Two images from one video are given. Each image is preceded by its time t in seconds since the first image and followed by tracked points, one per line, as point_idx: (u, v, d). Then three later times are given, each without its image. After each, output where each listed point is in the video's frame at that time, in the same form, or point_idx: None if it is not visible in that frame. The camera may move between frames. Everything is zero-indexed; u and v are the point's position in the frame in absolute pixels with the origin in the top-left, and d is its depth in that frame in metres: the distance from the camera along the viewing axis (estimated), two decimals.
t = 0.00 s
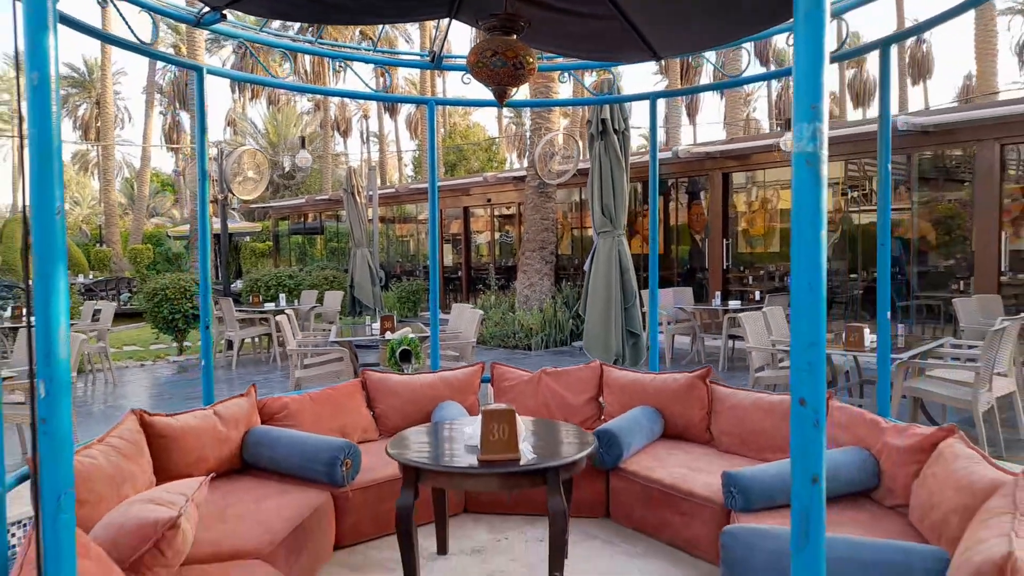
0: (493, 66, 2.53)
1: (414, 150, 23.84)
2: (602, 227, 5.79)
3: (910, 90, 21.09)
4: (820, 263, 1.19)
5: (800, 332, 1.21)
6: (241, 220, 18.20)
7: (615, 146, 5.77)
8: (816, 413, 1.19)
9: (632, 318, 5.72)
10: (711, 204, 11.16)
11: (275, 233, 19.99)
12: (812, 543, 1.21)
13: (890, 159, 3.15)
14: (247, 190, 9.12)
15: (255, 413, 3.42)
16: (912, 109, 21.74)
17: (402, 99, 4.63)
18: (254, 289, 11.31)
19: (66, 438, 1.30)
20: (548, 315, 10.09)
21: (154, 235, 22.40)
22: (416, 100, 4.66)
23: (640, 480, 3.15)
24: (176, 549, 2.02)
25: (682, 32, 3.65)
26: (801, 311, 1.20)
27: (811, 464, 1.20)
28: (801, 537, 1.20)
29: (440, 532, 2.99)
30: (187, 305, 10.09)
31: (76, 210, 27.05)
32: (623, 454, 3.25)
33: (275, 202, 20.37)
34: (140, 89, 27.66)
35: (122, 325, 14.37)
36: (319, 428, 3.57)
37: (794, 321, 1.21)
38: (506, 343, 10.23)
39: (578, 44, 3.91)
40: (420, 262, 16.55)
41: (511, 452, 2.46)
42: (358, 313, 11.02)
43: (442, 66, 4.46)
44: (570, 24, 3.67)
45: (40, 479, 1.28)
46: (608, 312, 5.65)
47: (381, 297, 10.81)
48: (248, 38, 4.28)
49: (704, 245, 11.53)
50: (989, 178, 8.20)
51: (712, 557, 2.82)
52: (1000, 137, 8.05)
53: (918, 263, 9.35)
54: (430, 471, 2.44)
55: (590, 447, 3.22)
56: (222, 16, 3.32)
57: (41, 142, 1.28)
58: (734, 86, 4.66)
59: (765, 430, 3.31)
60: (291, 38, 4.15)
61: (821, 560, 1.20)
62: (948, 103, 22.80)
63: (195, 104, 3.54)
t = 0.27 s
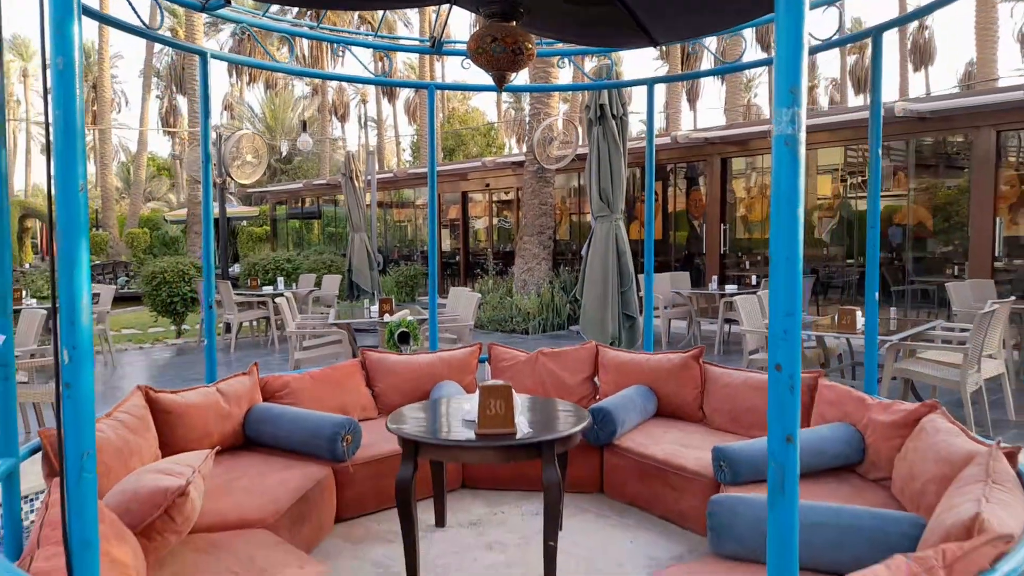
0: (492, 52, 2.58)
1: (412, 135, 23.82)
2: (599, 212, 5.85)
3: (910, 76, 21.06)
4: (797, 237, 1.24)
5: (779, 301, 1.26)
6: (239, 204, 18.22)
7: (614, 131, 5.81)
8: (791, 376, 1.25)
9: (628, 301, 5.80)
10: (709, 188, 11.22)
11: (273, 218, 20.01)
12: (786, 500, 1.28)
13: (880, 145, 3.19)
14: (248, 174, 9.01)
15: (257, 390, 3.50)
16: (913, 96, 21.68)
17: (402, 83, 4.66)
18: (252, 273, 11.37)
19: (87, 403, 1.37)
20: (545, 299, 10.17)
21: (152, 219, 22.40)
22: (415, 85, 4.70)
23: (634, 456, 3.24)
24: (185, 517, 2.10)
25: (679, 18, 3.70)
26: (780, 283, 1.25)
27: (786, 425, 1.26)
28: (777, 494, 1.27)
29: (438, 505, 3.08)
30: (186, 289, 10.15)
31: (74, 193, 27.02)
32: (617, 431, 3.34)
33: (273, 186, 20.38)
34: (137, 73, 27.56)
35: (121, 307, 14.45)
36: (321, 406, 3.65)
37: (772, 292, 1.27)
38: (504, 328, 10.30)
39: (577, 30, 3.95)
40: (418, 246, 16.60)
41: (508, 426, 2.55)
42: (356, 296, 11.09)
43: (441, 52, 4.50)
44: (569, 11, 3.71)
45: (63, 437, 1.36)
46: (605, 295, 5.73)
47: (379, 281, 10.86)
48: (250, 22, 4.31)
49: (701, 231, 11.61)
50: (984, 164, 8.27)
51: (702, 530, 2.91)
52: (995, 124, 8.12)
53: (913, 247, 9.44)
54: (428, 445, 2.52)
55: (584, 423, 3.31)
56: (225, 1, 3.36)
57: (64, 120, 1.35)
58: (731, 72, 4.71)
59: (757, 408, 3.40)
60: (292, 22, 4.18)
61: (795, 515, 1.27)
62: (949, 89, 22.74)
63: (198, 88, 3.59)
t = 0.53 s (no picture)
0: (490, 44, 2.67)
1: (410, 126, 23.84)
2: (596, 201, 5.94)
3: (909, 66, 21.09)
4: (772, 221, 1.31)
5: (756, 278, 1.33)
6: (238, 196, 18.28)
7: (610, 122, 5.88)
8: (766, 348, 1.34)
9: (625, 288, 5.91)
10: (705, 179, 11.23)
11: (272, 209, 20.08)
12: (763, 464, 1.36)
13: (868, 135, 3.26)
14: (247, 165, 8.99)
15: (262, 374, 3.60)
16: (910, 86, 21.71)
17: (400, 74, 4.73)
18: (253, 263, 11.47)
19: (111, 376, 1.44)
20: (543, 289, 10.26)
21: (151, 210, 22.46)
22: (414, 76, 4.77)
23: (627, 437, 3.34)
24: (198, 490, 2.20)
25: (673, 11, 3.78)
26: (757, 260, 1.33)
27: (762, 394, 1.35)
28: (754, 458, 1.36)
29: (438, 484, 3.18)
30: (188, 279, 10.26)
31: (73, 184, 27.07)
32: (612, 413, 3.43)
33: (271, 178, 20.44)
34: (134, 64, 27.55)
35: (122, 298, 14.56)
36: (324, 390, 3.75)
37: (750, 270, 1.34)
38: (503, 317, 10.39)
39: (573, 22, 4.03)
40: (417, 237, 16.68)
41: (506, 406, 2.65)
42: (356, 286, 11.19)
43: (439, 43, 4.56)
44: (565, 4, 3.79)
45: (90, 409, 1.43)
46: (602, 284, 5.84)
47: (378, 271, 10.94)
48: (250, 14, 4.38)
49: (698, 221, 11.70)
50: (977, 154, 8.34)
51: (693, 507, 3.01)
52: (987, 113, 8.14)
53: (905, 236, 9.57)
54: (429, 424, 2.63)
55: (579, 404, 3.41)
56: None
57: (88, 109, 1.42)
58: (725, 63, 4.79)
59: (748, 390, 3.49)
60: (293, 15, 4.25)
61: (771, 479, 1.35)
62: (946, 79, 22.76)
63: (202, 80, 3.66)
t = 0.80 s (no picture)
0: (493, 33, 2.75)
1: (411, 113, 23.87)
2: (596, 187, 6.03)
3: (911, 54, 21.04)
4: (756, 198, 1.40)
5: (740, 252, 1.42)
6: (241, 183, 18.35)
7: (610, 110, 5.95)
8: (749, 317, 1.41)
9: (624, 274, 6.03)
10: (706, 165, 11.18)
11: (275, 196, 20.17)
12: (745, 427, 1.44)
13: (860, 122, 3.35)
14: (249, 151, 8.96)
15: (270, 354, 3.71)
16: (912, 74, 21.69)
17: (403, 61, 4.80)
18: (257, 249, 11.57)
19: (138, 343, 1.53)
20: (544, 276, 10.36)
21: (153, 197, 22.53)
22: (416, 63, 4.84)
23: (624, 415, 3.45)
24: (213, 459, 2.31)
25: None
26: (741, 234, 1.42)
27: (745, 359, 1.42)
28: (737, 420, 1.43)
29: (442, 459, 3.29)
30: (192, 265, 10.37)
31: (76, 171, 27.12)
32: (610, 392, 3.54)
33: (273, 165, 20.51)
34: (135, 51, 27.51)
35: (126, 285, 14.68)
36: (330, 369, 3.85)
37: (735, 244, 1.42)
38: (505, 303, 10.38)
39: (574, 11, 4.11)
40: (419, 225, 16.77)
41: (507, 382, 2.76)
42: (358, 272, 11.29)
43: (442, 31, 4.63)
44: None
45: (119, 376, 1.52)
46: (601, 269, 5.95)
47: (381, 257, 11.03)
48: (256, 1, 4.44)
49: (698, 208, 11.79)
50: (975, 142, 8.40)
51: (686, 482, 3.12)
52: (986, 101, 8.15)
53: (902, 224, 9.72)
54: (433, 399, 2.74)
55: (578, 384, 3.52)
56: None
57: (115, 95, 1.50)
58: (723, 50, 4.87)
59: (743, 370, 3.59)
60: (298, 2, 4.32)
61: (751, 441, 1.43)
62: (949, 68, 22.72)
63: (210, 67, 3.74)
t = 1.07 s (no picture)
0: (492, 29, 2.88)
1: (412, 109, 23.97)
2: (594, 180, 6.16)
3: (909, 48, 21.11)
4: (738, 179, 1.52)
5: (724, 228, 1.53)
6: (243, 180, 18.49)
7: (608, 104, 6.06)
8: (732, 289, 1.52)
9: (623, 266, 6.16)
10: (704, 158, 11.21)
11: (276, 193, 20.32)
12: (730, 392, 1.54)
13: (848, 113, 3.47)
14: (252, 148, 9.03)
15: (280, 341, 3.84)
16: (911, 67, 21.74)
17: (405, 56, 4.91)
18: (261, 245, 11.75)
19: (168, 319, 1.61)
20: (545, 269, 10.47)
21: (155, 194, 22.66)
22: (417, 59, 4.95)
23: (623, 396, 3.58)
24: (232, 435, 2.44)
25: None
26: (725, 212, 1.53)
27: (730, 328, 1.53)
28: (722, 384, 1.53)
29: (447, 439, 3.42)
30: (198, 260, 10.54)
31: (78, 168, 27.26)
32: (609, 374, 3.67)
33: (275, 162, 20.64)
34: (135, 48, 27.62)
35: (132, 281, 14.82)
36: (338, 355, 3.99)
37: (719, 223, 1.54)
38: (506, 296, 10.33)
39: (572, 8, 4.24)
40: (420, 221, 16.90)
41: (509, 362, 2.89)
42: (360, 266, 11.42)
43: (442, 27, 4.74)
44: None
45: (151, 352, 1.59)
46: (600, 260, 6.09)
47: (383, 252, 11.15)
48: None
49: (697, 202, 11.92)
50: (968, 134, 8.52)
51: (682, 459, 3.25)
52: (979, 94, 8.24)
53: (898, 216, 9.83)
54: (440, 379, 2.87)
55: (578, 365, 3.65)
56: None
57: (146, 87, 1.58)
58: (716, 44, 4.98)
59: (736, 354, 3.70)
60: None
61: (737, 402, 1.52)
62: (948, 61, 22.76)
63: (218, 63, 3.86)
